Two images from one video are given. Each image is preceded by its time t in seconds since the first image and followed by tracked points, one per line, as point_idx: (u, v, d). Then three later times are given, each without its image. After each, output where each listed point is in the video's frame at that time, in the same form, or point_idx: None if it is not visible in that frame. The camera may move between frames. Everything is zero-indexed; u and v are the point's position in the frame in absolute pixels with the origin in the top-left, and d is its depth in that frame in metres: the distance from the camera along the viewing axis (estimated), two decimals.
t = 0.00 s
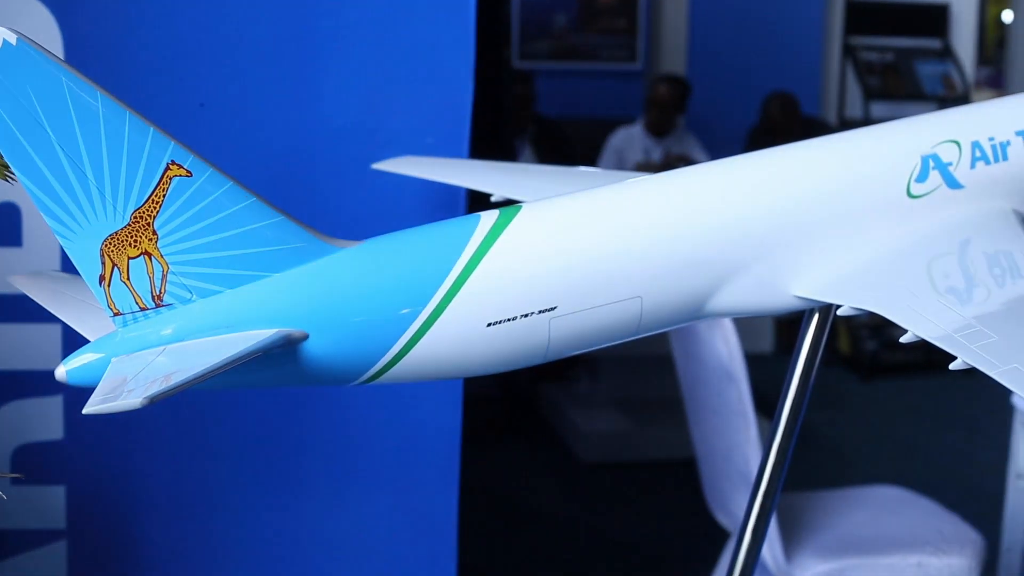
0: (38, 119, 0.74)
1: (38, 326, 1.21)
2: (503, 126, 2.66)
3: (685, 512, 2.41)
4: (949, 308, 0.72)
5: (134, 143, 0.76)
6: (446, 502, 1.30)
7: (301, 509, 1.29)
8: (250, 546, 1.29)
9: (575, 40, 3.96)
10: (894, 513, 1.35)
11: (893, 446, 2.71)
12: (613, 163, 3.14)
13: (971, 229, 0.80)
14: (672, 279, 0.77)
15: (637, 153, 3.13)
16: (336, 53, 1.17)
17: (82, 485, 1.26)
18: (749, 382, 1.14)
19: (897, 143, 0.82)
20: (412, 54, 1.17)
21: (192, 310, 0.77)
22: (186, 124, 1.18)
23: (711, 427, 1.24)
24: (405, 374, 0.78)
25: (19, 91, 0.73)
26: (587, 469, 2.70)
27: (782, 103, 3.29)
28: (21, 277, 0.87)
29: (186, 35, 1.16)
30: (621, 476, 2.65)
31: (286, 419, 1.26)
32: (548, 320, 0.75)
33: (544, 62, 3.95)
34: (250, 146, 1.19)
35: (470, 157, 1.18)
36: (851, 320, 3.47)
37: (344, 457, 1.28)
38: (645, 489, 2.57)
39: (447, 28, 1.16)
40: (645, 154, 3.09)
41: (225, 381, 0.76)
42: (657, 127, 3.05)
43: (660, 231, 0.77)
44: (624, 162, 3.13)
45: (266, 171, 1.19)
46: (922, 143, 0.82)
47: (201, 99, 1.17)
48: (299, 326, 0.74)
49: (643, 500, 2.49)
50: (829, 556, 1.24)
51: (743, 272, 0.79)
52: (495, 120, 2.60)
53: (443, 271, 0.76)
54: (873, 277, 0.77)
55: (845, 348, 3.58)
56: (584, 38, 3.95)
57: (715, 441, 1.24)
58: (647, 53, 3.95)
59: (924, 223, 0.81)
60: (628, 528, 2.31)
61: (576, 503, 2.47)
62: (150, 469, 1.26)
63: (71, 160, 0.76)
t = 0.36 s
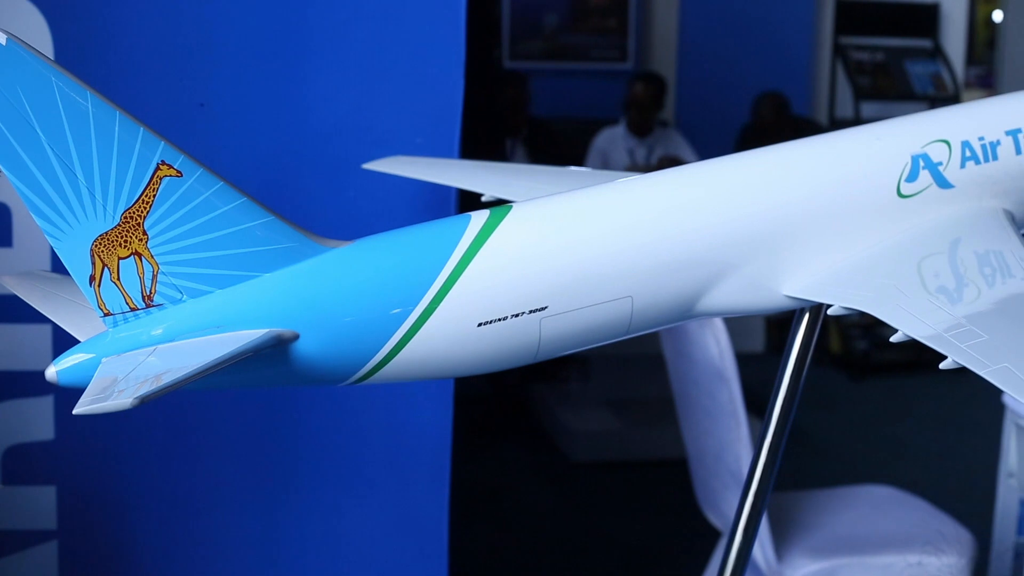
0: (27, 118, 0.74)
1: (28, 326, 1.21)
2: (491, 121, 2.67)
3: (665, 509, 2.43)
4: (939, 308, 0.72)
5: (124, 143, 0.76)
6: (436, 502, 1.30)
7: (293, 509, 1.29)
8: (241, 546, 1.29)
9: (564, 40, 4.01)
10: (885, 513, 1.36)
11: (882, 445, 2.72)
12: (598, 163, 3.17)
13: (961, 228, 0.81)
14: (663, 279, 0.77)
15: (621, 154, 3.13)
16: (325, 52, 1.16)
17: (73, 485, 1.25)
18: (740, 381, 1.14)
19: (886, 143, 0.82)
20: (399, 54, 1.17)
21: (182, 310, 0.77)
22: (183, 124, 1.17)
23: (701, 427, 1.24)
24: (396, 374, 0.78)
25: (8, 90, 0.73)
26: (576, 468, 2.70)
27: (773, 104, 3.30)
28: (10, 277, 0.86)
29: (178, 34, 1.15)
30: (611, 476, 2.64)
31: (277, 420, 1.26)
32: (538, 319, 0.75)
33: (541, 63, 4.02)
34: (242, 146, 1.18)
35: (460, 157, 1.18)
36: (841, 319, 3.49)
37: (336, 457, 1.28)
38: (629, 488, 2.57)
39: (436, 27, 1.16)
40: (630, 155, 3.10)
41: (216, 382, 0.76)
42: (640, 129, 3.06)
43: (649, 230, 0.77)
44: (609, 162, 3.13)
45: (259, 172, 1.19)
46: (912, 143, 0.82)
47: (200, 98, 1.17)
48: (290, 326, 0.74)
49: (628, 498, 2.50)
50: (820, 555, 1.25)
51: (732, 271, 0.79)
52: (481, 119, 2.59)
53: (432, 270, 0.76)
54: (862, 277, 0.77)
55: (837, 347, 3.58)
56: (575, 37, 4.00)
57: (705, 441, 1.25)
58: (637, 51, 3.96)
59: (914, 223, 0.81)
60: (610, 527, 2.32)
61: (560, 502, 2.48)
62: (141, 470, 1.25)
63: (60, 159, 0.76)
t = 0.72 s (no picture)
0: (24, 117, 0.74)
1: (26, 325, 1.21)
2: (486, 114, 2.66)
3: (661, 508, 2.43)
4: (937, 307, 0.72)
5: (121, 142, 0.76)
6: (432, 502, 1.30)
7: (291, 509, 1.29)
8: (238, 545, 1.29)
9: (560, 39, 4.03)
10: (883, 512, 1.36)
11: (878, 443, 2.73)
12: (594, 162, 3.17)
13: (959, 226, 0.80)
14: (661, 278, 0.77)
15: (616, 153, 3.13)
16: (324, 50, 1.16)
17: (71, 484, 1.25)
18: (737, 380, 1.14)
19: (883, 142, 0.82)
20: (397, 53, 1.16)
21: (180, 309, 0.77)
22: (183, 123, 1.18)
23: (699, 426, 1.24)
24: (393, 373, 0.78)
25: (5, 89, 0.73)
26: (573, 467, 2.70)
27: (770, 103, 3.30)
28: (7, 276, 0.86)
29: (179, 33, 1.15)
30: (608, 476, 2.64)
31: (275, 419, 1.26)
32: (535, 319, 0.75)
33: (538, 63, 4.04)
34: (242, 145, 1.18)
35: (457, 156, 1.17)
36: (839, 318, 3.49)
37: (333, 456, 1.27)
38: (625, 488, 2.56)
39: (434, 27, 1.16)
40: (625, 153, 3.10)
41: (214, 382, 0.76)
42: (635, 127, 3.07)
43: (647, 229, 0.77)
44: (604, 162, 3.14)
45: (257, 172, 1.19)
46: (910, 142, 0.82)
47: (201, 98, 1.17)
48: (287, 326, 0.74)
49: (625, 497, 2.50)
50: (818, 554, 1.24)
51: (729, 270, 0.79)
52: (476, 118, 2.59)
53: (429, 269, 0.76)
54: (860, 276, 0.77)
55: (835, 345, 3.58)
56: (573, 37, 4.03)
57: (702, 440, 1.25)
58: (635, 48, 3.96)
59: (912, 222, 0.81)
60: (607, 526, 2.32)
61: (558, 501, 2.48)
62: (138, 469, 1.25)
63: (58, 158, 0.76)
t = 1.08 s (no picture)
0: (9, 119, 0.73)
1: (12, 326, 1.19)
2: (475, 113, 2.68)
3: (650, 507, 2.44)
4: (924, 306, 0.73)
5: (107, 143, 0.75)
6: (421, 502, 1.30)
7: (278, 510, 1.28)
8: (225, 546, 1.28)
9: (548, 39, 4.03)
10: (871, 511, 1.36)
11: (864, 442, 2.75)
12: (582, 163, 3.15)
13: (946, 226, 0.81)
14: (648, 278, 0.77)
15: (604, 154, 3.12)
16: (313, 51, 1.16)
17: (57, 486, 1.24)
18: (724, 380, 1.14)
19: (871, 142, 0.82)
20: (384, 53, 1.16)
21: (166, 310, 0.76)
22: (181, 123, 1.17)
23: (686, 426, 1.24)
24: (381, 374, 0.77)
25: None
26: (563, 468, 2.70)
27: (758, 104, 3.31)
28: None
29: (167, 32, 1.14)
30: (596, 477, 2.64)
31: (263, 421, 1.25)
32: (523, 319, 0.75)
33: (526, 62, 4.03)
34: (230, 146, 1.18)
35: (444, 157, 1.17)
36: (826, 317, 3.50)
37: (321, 458, 1.27)
38: (614, 488, 2.56)
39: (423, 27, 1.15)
40: (613, 155, 3.09)
41: (200, 383, 0.75)
42: (624, 129, 3.07)
43: (635, 229, 0.77)
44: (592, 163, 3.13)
45: (245, 172, 1.18)
46: (897, 142, 0.82)
47: (201, 98, 1.16)
48: (275, 327, 0.74)
49: (613, 497, 2.51)
50: (805, 554, 1.25)
51: (717, 269, 0.79)
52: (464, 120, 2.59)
53: (417, 270, 0.75)
54: (847, 276, 0.77)
55: (822, 345, 3.59)
56: (561, 37, 4.04)
57: (691, 440, 1.25)
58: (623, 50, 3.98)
59: (899, 222, 0.81)
60: (596, 526, 2.32)
61: (547, 501, 2.48)
62: (126, 470, 1.24)
63: (44, 160, 0.75)
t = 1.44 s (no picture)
0: None
1: None
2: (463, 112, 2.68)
3: (639, 505, 2.44)
4: (912, 305, 0.73)
5: (95, 143, 0.74)
6: (410, 503, 1.29)
7: (267, 511, 1.27)
8: (214, 547, 1.28)
9: (536, 39, 4.01)
10: (860, 509, 1.37)
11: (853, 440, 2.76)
12: (571, 163, 3.15)
13: (934, 224, 0.81)
14: (636, 277, 0.77)
15: (593, 154, 3.12)
16: (302, 50, 1.15)
17: (46, 487, 1.23)
18: (713, 379, 1.14)
19: (860, 141, 0.82)
20: (372, 52, 1.15)
21: (155, 310, 0.75)
22: (171, 122, 1.16)
23: (676, 425, 1.24)
24: (370, 374, 0.77)
25: None
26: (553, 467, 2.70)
27: (747, 103, 3.31)
28: None
29: (156, 32, 1.14)
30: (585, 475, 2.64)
31: (252, 422, 1.24)
32: (512, 319, 0.75)
33: (515, 62, 4.02)
34: (220, 145, 1.17)
35: (432, 156, 1.16)
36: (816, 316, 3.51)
37: (310, 458, 1.26)
38: (604, 487, 2.56)
39: (412, 26, 1.15)
40: (602, 155, 3.10)
41: (188, 384, 0.75)
42: (613, 129, 3.08)
43: (624, 228, 0.76)
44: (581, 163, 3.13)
45: (234, 173, 1.18)
46: (885, 140, 0.82)
47: (201, 98, 1.16)
48: (263, 327, 0.73)
49: (602, 497, 2.50)
50: (794, 553, 1.25)
51: (706, 269, 0.79)
52: (453, 120, 2.58)
53: (405, 270, 0.75)
54: (837, 275, 0.77)
55: (812, 344, 3.60)
56: (549, 36, 4.02)
57: (680, 439, 1.25)
58: (612, 50, 3.98)
59: (888, 221, 0.81)
60: (587, 525, 2.31)
61: (537, 500, 2.48)
62: (114, 472, 1.23)
63: (31, 160, 0.74)
